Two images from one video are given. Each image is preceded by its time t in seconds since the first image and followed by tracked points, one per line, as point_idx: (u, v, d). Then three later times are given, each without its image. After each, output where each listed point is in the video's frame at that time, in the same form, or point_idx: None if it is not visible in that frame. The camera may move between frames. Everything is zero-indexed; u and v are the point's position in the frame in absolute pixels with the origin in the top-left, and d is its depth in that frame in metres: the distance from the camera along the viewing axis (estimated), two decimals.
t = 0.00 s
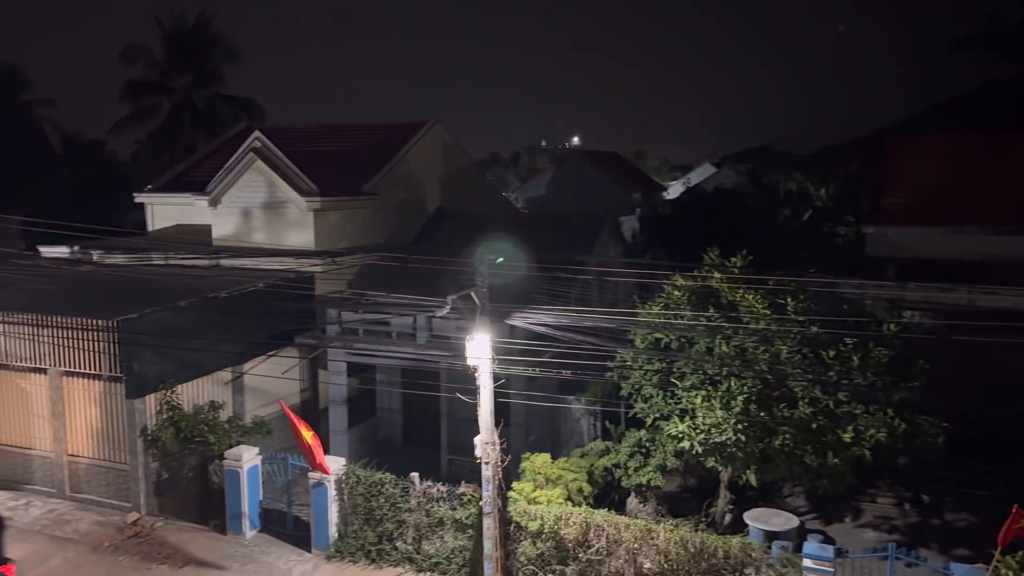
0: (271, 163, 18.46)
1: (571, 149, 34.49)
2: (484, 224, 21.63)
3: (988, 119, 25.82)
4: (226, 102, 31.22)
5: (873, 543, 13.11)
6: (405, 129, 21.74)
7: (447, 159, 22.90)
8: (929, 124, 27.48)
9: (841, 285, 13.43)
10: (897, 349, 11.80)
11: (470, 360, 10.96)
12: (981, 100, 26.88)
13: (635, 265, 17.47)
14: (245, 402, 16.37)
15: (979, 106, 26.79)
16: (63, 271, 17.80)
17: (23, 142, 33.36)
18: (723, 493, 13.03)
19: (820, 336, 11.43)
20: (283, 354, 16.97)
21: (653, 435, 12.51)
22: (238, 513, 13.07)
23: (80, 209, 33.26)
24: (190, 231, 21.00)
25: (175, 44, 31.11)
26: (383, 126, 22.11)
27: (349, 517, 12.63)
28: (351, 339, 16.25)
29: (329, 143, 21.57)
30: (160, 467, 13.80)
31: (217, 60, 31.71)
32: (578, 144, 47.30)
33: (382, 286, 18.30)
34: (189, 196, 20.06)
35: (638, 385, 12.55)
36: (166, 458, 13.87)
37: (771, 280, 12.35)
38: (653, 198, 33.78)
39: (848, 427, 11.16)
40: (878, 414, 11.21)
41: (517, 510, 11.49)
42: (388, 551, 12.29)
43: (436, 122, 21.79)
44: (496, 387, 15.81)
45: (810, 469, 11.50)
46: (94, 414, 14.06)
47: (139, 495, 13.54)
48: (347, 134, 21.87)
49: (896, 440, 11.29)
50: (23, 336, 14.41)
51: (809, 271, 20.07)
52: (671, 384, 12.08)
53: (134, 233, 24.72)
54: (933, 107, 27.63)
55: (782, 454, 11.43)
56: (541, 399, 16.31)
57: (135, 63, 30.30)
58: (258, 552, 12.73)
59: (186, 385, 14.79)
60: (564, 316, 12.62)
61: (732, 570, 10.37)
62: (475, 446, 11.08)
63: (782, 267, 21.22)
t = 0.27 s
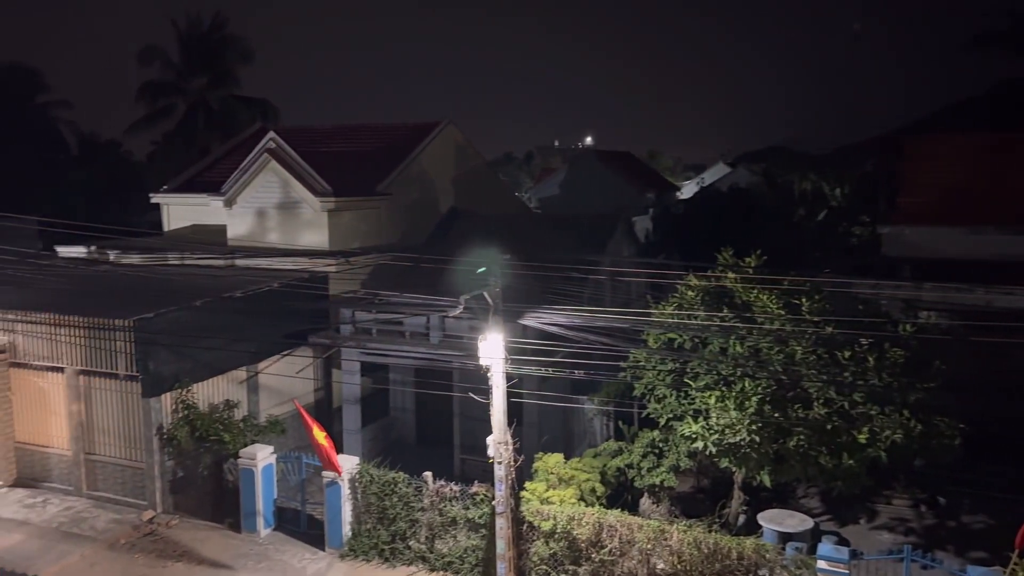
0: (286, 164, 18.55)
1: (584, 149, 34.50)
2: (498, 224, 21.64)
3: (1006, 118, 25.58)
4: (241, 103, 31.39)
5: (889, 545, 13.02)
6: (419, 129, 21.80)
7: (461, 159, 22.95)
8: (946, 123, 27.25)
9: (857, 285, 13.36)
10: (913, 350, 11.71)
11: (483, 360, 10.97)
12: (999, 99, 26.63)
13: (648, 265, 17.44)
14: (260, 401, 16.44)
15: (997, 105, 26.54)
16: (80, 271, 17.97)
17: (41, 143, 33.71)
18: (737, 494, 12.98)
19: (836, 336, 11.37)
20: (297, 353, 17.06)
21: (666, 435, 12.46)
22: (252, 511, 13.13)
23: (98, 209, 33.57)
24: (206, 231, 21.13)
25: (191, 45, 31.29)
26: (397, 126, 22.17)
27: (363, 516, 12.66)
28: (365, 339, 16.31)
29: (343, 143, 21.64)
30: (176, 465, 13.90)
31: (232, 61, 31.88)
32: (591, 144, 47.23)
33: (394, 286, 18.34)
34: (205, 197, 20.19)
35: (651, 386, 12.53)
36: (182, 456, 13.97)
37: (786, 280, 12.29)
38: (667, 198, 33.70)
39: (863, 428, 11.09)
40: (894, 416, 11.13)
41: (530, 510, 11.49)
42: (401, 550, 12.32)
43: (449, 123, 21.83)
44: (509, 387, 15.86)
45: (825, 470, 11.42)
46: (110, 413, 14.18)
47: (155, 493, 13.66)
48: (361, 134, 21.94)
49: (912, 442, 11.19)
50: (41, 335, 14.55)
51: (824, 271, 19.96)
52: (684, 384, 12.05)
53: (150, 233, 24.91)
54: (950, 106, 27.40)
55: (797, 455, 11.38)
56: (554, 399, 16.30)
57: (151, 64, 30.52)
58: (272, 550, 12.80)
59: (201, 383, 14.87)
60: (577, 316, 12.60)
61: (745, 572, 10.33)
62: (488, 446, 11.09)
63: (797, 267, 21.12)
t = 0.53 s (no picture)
0: (302, 164, 18.64)
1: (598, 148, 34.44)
2: (512, 224, 21.63)
3: None
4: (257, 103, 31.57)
5: (906, 547, 12.91)
6: (433, 128, 21.84)
7: (475, 159, 22.97)
8: (966, 121, 26.96)
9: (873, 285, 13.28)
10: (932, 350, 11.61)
11: (497, 360, 10.98)
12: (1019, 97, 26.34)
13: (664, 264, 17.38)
14: (276, 400, 16.50)
15: (1017, 103, 26.25)
16: (98, 270, 18.14)
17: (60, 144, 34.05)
18: (753, 495, 12.91)
19: (853, 337, 11.29)
20: (312, 352, 17.13)
21: (681, 436, 12.40)
22: (268, 509, 13.19)
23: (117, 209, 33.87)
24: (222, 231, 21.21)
25: (207, 45, 31.46)
26: (412, 126, 22.22)
27: (377, 514, 12.68)
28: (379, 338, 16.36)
29: (358, 143, 21.71)
30: (192, 463, 14.00)
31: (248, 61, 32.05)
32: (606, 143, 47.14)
33: (408, 285, 18.37)
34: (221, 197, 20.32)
35: (666, 386, 12.48)
36: (198, 454, 14.05)
37: (802, 280, 12.22)
38: (682, 197, 33.59)
39: (880, 429, 11.00)
40: (911, 417, 11.04)
41: (544, 510, 11.49)
42: (416, 549, 12.34)
43: (463, 123, 21.84)
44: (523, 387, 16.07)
45: (842, 472, 11.34)
46: (127, 411, 14.29)
47: (171, 490, 13.79)
48: (376, 134, 21.99)
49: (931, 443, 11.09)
50: (59, 334, 14.68)
51: (840, 271, 19.83)
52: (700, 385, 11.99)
53: (167, 233, 25.10)
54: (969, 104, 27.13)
55: (813, 456, 11.30)
56: (568, 398, 16.28)
57: (168, 65, 30.74)
58: (287, 548, 12.85)
59: (217, 382, 14.95)
60: (591, 316, 12.57)
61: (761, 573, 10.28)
62: (502, 445, 11.10)
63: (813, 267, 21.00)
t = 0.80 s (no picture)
0: (316, 165, 18.71)
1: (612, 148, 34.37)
2: (526, 224, 21.62)
3: None
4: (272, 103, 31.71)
5: (923, 550, 12.80)
6: (447, 128, 21.87)
7: (489, 159, 22.99)
8: (984, 120, 26.73)
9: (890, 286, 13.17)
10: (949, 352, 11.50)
11: (510, 360, 10.97)
12: None
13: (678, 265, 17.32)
14: (290, 399, 16.58)
15: None
16: (114, 270, 18.28)
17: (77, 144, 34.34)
18: (767, 497, 12.84)
19: (869, 338, 11.20)
20: (326, 352, 17.20)
21: (695, 437, 12.32)
22: (282, 508, 13.25)
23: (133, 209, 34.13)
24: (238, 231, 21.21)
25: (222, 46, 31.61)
26: (425, 126, 22.26)
27: (391, 514, 12.70)
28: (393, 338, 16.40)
29: (372, 143, 21.76)
30: (208, 462, 14.08)
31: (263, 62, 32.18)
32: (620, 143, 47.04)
33: (422, 285, 18.41)
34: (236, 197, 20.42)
35: (680, 387, 12.43)
36: (213, 453, 14.12)
37: (818, 281, 12.14)
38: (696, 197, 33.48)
39: (897, 431, 10.90)
40: (928, 418, 10.93)
41: (557, 510, 11.47)
42: (429, 549, 12.35)
43: (476, 123, 21.88)
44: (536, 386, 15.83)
45: (858, 474, 11.25)
46: (143, 410, 14.40)
47: (187, 489, 13.90)
48: (390, 134, 22.05)
49: (948, 445, 10.98)
50: (76, 333, 14.81)
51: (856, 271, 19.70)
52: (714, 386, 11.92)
53: (183, 233, 25.28)
54: (987, 103, 26.87)
55: (829, 457, 11.23)
56: (581, 398, 16.27)
57: (184, 65, 30.93)
58: (302, 547, 12.91)
59: (232, 381, 15.02)
60: (605, 316, 12.53)
61: None
62: (515, 445, 11.10)
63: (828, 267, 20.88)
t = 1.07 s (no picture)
0: (331, 165, 18.79)
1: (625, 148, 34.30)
2: (539, 224, 21.61)
3: None
4: (287, 104, 31.85)
5: (939, 553, 12.69)
6: (461, 129, 21.90)
7: (502, 159, 23.00)
8: (1002, 120, 26.48)
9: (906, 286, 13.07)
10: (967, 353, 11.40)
11: (524, 360, 10.95)
12: None
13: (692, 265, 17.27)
14: (304, 398, 16.65)
15: None
16: (130, 270, 18.40)
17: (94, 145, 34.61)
18: (782, 499, 12.76)
19: (885, 339, 11.13)
20: (340, 352, 17.25)
21: (709, 438, 12.27)
22: (296, 507, 13.30)
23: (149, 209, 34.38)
24: (252, 232, 21.26)
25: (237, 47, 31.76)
26: (439, 126, 22.29)
27: (404, 514, 12.71)
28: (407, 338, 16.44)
29: (385, 144, 21.81)
30: (222, 461, 14.15)
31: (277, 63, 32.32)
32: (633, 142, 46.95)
33: (435, 285, 18.43)
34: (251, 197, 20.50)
35: (694, 388, 12.38)
36: (228, 452, 14.19)
37: (833, 281, 12.06)
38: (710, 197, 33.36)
39: (913, 433, 10.82)
40: (945, 420, 10.84)
41: (571, 511, 11.45)
42: (442, 549, 12.36)
43: (490, 123, 21.90)
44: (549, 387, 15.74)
45: (874, 476, 11.16)
46: (159, 409, 14.49)
47: (202, 487, 13.97)
48: (404, 135, 22.09)
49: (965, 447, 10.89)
50: (93, 332, 14.92)
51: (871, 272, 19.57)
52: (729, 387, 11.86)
53: (198, 233, 25.44)
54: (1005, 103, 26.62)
55: (845, 459, 11.15)
56: (594, 399, 16.27)
57: (200, 67, 31.12)
58: (316, 546, 12.96)
59: (247, 380, 15.08)
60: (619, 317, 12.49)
61: None
62: (528, 446, 11.09)
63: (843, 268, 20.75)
